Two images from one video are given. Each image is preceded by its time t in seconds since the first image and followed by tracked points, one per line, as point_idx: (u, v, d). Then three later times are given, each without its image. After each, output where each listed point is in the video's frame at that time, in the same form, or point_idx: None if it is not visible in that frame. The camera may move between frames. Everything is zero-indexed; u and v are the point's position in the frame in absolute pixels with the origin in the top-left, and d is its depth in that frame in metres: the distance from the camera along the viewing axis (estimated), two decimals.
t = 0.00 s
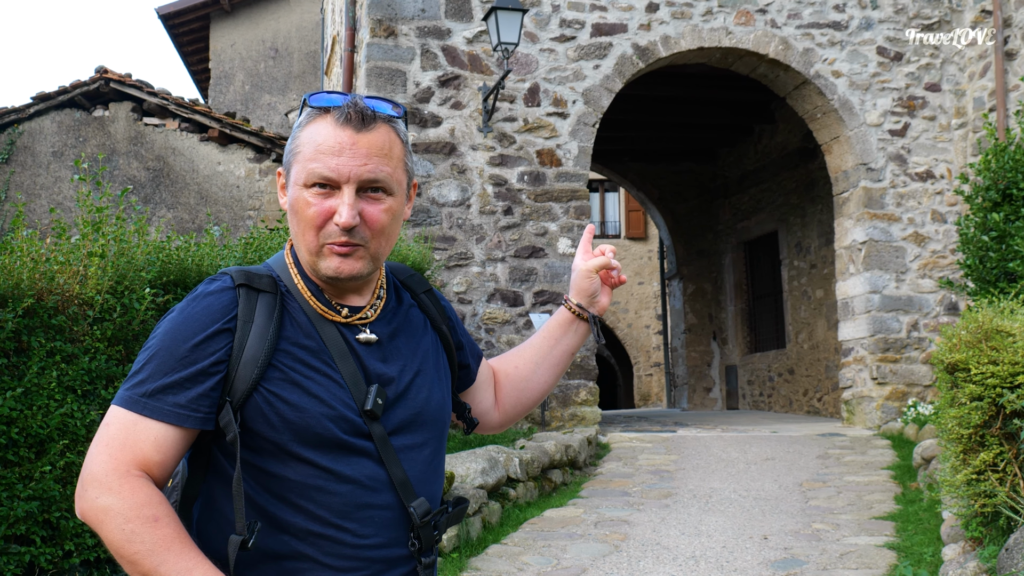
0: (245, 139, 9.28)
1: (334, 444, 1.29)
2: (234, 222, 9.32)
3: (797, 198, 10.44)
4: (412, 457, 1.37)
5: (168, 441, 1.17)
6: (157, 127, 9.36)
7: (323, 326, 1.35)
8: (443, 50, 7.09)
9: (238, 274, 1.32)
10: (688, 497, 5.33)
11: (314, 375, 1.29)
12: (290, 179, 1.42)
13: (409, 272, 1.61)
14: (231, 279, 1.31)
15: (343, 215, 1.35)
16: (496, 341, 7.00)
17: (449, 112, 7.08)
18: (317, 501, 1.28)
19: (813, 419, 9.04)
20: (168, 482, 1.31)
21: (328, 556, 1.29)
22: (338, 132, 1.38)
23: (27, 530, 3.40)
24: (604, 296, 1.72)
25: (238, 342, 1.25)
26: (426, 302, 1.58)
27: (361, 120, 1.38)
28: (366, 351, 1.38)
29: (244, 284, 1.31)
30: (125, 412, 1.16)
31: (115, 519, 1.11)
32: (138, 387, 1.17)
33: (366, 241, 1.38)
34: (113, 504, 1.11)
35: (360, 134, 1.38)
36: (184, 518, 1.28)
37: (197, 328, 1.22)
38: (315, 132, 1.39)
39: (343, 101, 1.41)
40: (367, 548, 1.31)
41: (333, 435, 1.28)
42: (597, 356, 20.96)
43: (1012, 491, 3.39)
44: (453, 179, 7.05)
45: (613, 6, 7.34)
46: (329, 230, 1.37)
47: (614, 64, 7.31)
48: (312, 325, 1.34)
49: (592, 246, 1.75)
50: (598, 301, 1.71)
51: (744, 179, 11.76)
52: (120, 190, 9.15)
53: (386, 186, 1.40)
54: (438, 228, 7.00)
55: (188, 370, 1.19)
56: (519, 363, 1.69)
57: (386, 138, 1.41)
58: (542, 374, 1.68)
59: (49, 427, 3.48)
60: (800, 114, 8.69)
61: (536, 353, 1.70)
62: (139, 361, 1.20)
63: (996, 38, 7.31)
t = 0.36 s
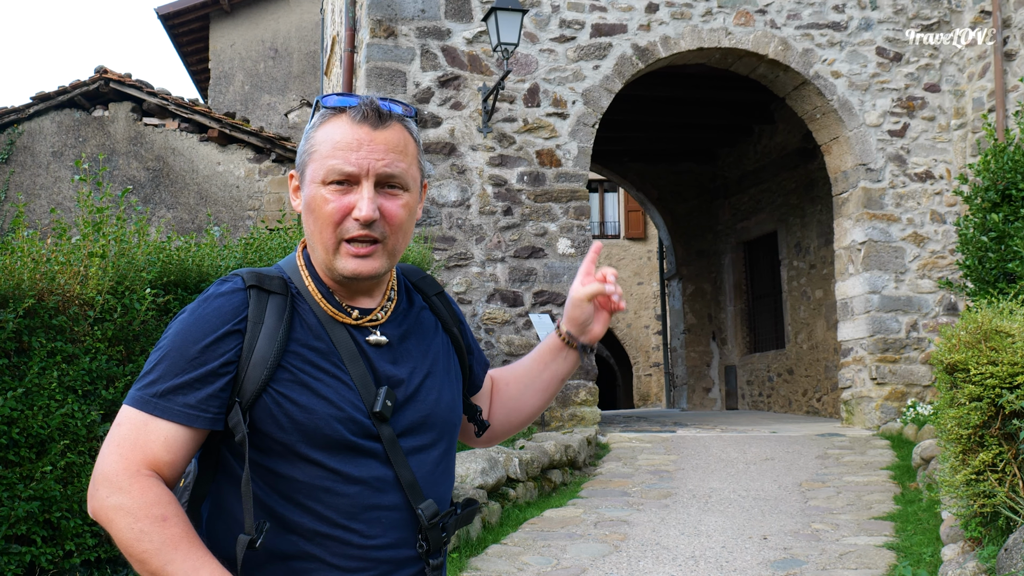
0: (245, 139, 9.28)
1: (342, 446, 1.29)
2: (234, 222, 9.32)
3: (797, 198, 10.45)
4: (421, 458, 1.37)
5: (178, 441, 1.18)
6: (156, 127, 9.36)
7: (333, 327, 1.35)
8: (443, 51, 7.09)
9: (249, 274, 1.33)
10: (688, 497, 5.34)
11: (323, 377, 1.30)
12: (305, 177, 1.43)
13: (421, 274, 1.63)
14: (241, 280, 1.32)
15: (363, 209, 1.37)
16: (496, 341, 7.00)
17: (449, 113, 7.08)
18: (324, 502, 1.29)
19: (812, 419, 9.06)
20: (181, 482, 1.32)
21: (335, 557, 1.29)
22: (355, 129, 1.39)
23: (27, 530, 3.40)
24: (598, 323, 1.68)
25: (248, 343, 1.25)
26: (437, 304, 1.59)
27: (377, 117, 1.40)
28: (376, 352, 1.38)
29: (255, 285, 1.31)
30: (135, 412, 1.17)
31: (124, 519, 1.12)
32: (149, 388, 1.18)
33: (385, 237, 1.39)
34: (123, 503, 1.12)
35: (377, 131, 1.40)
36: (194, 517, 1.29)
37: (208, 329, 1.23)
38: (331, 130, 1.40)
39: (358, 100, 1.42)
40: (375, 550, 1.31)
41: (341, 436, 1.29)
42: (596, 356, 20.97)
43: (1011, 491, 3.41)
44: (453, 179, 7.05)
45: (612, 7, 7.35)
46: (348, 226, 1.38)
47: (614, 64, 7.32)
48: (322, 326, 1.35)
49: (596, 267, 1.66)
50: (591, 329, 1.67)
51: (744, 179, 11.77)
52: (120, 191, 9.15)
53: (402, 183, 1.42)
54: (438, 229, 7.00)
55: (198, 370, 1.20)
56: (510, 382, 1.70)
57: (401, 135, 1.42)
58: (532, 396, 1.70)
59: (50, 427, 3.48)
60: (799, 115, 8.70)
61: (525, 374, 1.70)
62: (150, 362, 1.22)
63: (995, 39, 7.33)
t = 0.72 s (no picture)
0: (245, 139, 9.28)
1: (334, 429, 1.41)
2: (234, 223, 9.32)
3: (796, 199, 10.45)
4: (417, 444, 1.49)
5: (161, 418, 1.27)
6: (157, 127, 9.36)
7: (323, 316, 1.49)
8: (443, 51, 7.09)
9: (239, 269, 1.47)
10: (688, 497, 5.34)
11: (312, 362, 1.43)
12: (289, 169, 1.58)
13: (420, 271, 1.77)
14: (232, 273, 1.47)
15: (343, 194, 1.52)
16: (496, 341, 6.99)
17: (449, 113, 7.09)
18: (319, 487, 1.40)
19: (812, 419, 9.07)
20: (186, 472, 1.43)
21: (331, 543, 1.40)
22: (332, 120, 1.55)
23: (28, 531, 3.40)
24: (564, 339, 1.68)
25: (236, 331, 1.39)
26: (436, 297, 1.72)
27: (353, 107, 1.56)
28: (368, 339, 1.52)
29: (244, 276, 1.46)
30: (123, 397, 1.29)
31: (103, 448, 1.19)
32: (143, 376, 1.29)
33: (367, 220, 1.55)
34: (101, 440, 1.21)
35: (353, 119, 1.55)
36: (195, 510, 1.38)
37: (197, 316, 1.36)
38: (311, 122, 1.56)
39: (334, 93, 1.58)
40: (371, 533, 1.42)
41: (333, 419, 1.41)
42: (597, 356, 20.97)
43: (1012, 491, 3.41)
44: (453, 179, 7.05)
45: (612, 7, 7.35)
46: (330, 211, 1.53)
47: (614, 65, 7.32)
48: (312, 314, 1.49)
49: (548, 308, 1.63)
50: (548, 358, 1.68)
51: (743, 180, 11.77)
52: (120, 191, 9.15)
53: (381, 168, 1.57)
54: (438, 229, 7.00)
55: (187, 355, 1.32)
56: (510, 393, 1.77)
57: (376, 123, 1.58)
58: (525, 414, 1.74)
59: (51, 428, 3.48)
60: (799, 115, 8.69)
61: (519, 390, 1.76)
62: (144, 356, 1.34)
63: (995, 39, 7.33)
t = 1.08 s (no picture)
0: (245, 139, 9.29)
1: (322, 429, 1.41)
2: (234, 223, 9.33)
3: (796, 199, 10.45)
4: (410, 443, 1.48)
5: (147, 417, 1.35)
6: (157, 127, 9.36)
7: (314, 315, 1.50)
8: (443, 51, 7.09)
9: (231, 269, 1.50)
10: (689, 497, 5.34)
11: (300, 362, 1.43)
12: (281, 176, 1.58)
13: (422, 269, 1.76)
14: (223, 274, 1.50)
15: (329, 208, 1.51)
16: (496, 341, 6.99)
17: (449, 113, 7.09)
18: (305, 488, 1.40)
19: (812, 420, 9.09)
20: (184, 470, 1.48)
21: (318, 544, 1.40)
22: (322, 129, 1.54)
23: (29, 531, 3.40)
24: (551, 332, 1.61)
25: (223, 331, 1.40)
26: (436, 295, 1.71)
27: (343, 116, 1.55)
28: (360, 338, 1.52)
29: (233, 276, 1.47)
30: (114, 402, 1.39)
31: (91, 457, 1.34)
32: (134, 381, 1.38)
33: (354, 233, 1.54)
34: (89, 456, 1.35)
35: (343, 129, 1.54)
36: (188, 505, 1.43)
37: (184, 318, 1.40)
38: (301, 131, 1.56)
39: (326, 100, 1.57)
40: (358, 534, 1.42)
41: (319, 419, 1.41)
42: (597, 356, 20.98)
43: (1012, 491, 3.42)
44: (453, 179, 7.06)
45: (613, 7, 7.36)
46: (318, 224, 1.53)
47: (614, 65, 7.32)
48: (301, 314, 1.50)
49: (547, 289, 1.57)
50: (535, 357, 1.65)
51: (743, 180, 11.77)
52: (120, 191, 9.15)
53: (371, 179, 1.56)
54: (438, 229, 7.00)
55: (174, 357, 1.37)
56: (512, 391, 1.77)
57: (367, 133, 1.56)
58: (518, 422, 1.73)
59: (52, 428, 3.48)
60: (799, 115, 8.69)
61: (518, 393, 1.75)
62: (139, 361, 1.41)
63: (996, 40, 7.34)
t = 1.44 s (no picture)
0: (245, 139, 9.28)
1: (319, 430, 1.42)
2: (233, 223, 9.33)
3: (796, 199, 10.44)
4: (411, 446, 1.48)
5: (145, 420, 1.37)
6: (156, 127, 9.36)
7: (317, 315, 1.52)
8: (443, 51, 7.09)
9: (236, 269, 1.53)
10: (688, 497, 5.34)
11: (298, 362, 1.45)
12: (286, 172, 1.59)
13: (435, 268, 1.76)
14: (229, 275, 1.53)
15: (336, 202, 1.51)
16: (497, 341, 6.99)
17: (449, 113, 7.09)
18: (301, 489, 1.41)
19: (812, 420, 9.09)
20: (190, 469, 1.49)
21: (313, 545, 1.40)
22: (327, 123, 1.54)
23: (30, 531, 3.40)
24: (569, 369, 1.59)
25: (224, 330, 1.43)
26: (447, 295, 1.71)
27: (348, 110, 1.55)
28: (363, 338, 1.52)
29: (238, 276, 1.51)
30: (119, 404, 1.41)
31: (99, 466, 1.36)
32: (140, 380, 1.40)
33: (361, 227, 1.54)
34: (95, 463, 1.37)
35: (349, 123, 1.55)
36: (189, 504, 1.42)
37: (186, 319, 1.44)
38: (306, 126, 1.56)
39: (330, 95, 1.57)
40: (354, 537, 1.42)
41: (315, 419, 1.42)
42: (596, 357, 20.99)
43: (1012, 492, 3.42)
44: (453, 179, 7.06)
45: (612, 8, 7.36)
46: (324, 218, 1.53)
47: (614, 65, 7.32)
48: (302, 314, 1.51)
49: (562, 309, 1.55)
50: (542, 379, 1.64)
51: (743, 180, 11.78)
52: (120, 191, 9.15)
53: (378, 172, 1.56)
54: (438, 229, 7.00)
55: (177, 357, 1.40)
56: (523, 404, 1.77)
57: (373, 127, 1.56)
58: (524, 441, 1.71)
59: (52, 429, 3.48)
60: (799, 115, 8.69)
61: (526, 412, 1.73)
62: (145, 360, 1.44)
63: (995, 40, 7.34)
